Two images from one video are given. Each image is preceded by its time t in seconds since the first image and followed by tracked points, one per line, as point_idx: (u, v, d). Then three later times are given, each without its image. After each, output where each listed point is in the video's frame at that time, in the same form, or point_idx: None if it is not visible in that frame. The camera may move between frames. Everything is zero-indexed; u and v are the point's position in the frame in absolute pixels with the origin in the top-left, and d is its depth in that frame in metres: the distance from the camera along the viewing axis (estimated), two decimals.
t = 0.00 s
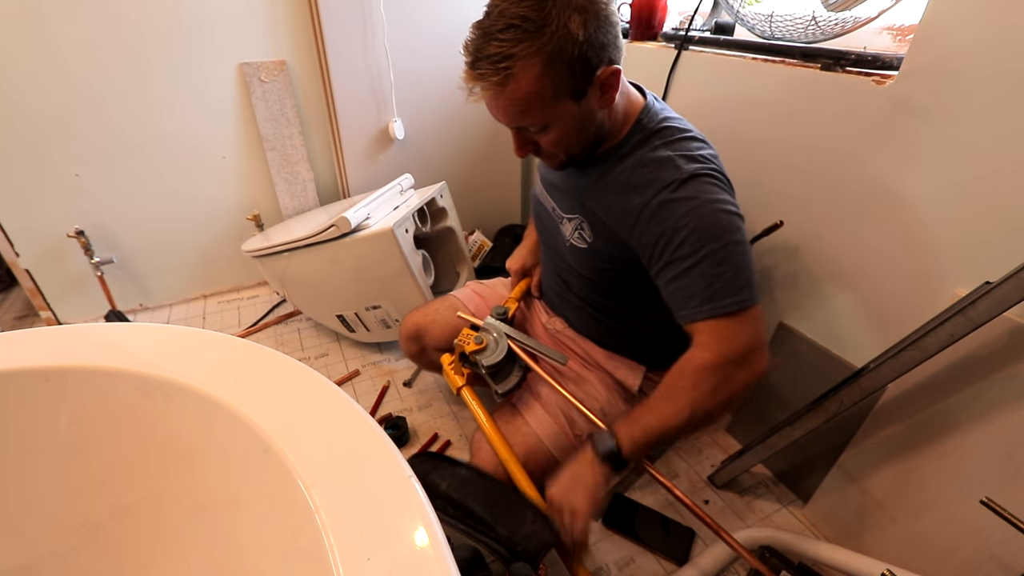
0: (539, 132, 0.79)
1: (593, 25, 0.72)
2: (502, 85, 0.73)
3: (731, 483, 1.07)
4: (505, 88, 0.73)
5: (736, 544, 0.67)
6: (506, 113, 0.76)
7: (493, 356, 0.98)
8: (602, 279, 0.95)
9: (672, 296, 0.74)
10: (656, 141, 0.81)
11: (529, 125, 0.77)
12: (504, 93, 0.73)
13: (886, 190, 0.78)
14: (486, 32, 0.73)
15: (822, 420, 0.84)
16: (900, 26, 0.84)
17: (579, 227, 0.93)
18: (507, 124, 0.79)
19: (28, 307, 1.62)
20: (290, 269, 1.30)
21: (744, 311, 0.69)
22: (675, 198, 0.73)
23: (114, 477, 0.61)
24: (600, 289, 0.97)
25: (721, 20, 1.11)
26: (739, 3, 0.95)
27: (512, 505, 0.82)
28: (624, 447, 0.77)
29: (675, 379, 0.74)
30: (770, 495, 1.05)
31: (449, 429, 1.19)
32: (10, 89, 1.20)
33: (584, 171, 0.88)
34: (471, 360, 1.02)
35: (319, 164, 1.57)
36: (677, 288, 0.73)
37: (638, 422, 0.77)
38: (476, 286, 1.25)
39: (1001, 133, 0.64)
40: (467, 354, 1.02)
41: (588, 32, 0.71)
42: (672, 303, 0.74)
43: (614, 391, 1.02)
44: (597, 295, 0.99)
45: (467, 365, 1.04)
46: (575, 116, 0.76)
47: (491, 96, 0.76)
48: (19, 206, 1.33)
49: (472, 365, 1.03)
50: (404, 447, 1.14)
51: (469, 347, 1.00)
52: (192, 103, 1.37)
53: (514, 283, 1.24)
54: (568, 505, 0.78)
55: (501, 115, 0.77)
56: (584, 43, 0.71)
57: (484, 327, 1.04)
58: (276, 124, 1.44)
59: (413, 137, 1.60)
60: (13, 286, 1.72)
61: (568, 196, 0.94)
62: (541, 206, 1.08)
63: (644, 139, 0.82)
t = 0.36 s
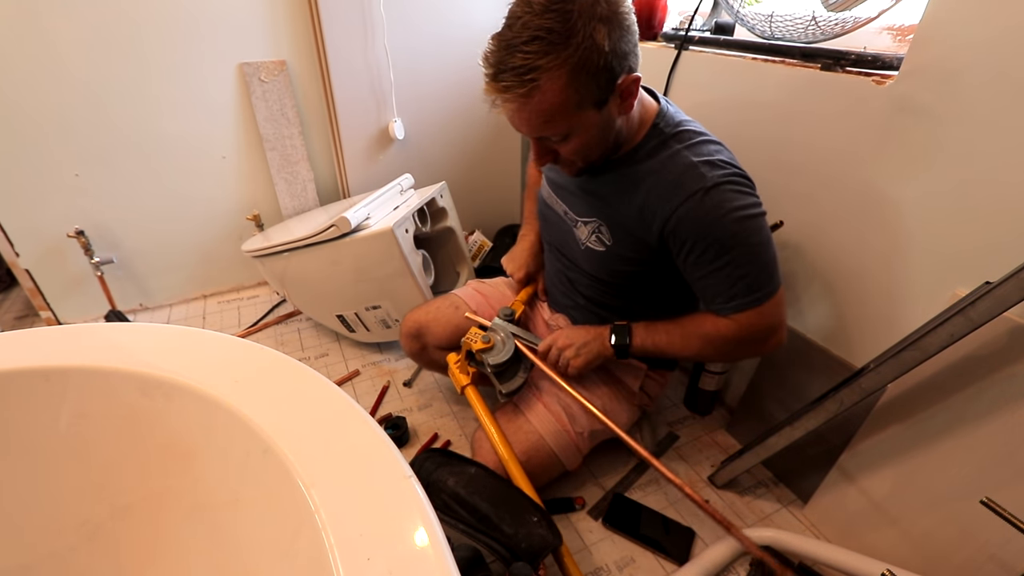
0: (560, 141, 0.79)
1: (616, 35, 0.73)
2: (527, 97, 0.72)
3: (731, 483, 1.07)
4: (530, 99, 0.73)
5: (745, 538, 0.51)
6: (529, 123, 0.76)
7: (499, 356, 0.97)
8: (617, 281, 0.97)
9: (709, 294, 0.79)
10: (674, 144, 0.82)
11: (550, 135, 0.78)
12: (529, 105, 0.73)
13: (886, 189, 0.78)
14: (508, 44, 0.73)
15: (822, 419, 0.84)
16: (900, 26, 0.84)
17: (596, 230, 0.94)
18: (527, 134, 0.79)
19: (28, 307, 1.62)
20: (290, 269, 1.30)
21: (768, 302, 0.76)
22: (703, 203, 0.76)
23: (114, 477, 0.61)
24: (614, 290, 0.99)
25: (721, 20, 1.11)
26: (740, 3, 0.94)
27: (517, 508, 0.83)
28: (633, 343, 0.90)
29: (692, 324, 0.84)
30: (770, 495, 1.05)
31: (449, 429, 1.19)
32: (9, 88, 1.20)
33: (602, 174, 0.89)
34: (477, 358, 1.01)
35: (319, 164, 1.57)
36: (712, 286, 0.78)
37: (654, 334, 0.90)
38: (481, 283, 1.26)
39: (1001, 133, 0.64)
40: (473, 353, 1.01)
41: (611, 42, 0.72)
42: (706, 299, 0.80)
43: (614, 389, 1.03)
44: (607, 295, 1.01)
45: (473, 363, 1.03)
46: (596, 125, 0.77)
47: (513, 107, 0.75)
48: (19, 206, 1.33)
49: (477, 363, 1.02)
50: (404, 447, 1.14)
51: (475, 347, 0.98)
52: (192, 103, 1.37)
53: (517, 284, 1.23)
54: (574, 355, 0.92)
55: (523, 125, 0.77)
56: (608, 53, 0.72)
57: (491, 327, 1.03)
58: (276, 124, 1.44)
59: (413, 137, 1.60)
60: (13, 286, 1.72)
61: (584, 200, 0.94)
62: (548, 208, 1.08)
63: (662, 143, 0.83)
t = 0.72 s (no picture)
0: (571, 141, 0.79)
1: (629, 35, 0.73)
2: (542, 97, 0.72)
3: (731, 483, 1.07)
4: (545, 100, 0.72)
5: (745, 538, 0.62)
6: (542, 123, 0.76)
7: (495, 357, 0.97)
8: (619, 278, 0.97)
9: (710, 292, 0.79)
10: (678, 142, 0.83)
11: (561, 135, 0.77)
12: (543, 105, 0.73)
13: (886, 189, 0.78)
14: (524, 43, 0.73)
15: (822, 419, 0.84)
16: (900, 26, 0.84)
17: (599, 226, 0.94)
18: (538, 133, 0.79)
19: (28, 307, 1.62)
20: (290, 269, 1.30)
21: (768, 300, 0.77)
22: (707, 201, 0.76)
23: (114, 477, 0.61)
24: (616, 288, 0.99)
25: (721, 20, 1.11)
26: (739, 3, 0.94)
27: (517, 508, 0.83)
28: (636, 351, 0.91)
29: (692, 326, 0.84)
30: (770, 495, 1.05)
31: (449, 429, 1.19)
32: (9, 88, 1.20)
33: (607, 172, 0.89)
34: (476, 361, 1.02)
35: (319, 164, 1.57)
36: (715, 285, 0.78)
37: (655, 341, 0.90)
38: (481, 283, 1.25)
39: (1000, 133, 0.64)
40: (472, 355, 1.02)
41: (625, 43, 0.72)
42: (709, 297, 0.80)
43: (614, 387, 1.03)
44: (608, 294, 1.01)
45: (472, 365, 1.04)
46: (607, 125, 0.77)
47: (526, 106, 0.75)
48: (19, 206, 1.33)
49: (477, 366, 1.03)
50: (404, 447, 1.14)
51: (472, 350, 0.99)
52: (192, 103, 1.37)
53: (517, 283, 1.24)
54: (576, 360, 0.92)
55: (535, 125, 0.77)
56: (621, 54, 0.72)
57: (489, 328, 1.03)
58: (276, 124, 1.44)
59: (413, 137, 1.60)
60: (14, 286, 1.72)
61: (587, 197, 0.95)
62: (551, 206, 1.09)
63: (666, 141, 0.83)
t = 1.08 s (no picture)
0: (569, 138, 0.79)
1: (628, 32, 0.73)
2: (540, 93, 0.72)
3: (731, 483, 1.07)
4: (544, 96, 0.73)
5: (752, 540, 0.69)
6: (540, 120, 0.76)
7: (499, 361, 0.97)
8: (619, 278, 0.97)
9: (713, 289, 0.79)
10: (678, 141, 0.83)
11: (560, 132, 0.78)
12: (542, 101, 0.73)
13: (886, 189, 0.78)
14: (522, 39, 0.73)
15: (822, 419, 0.84)
16: (900, 26, 0.84)
17: (599, 225, 0.94)
18: (537, 130, 0.79)
19: (28, 307, 1.62)
20: (290, 269, 1.30)
21: (775, 298, 0.75)
22: (708, 199, 0.76)
23: (114, 477, 0.61)
24: (615, 287, 0.99)
25: (721, 20, 1.11)
26: (740, 3, 0.94)
27: (516, 507, 0.83)
28: (652, 364, 0.90)
29: (705, 330, 0.84)
30: (770, 495, 1.05)
31: (449, 429, 1.19)
32: (9, 88, 1.20)
33: (606, 171, 0.89)
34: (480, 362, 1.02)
35: (319, 164, 1.57)
36: (719, 283, 0.78)
37: (670, 351, 0.88)
38: (481, 283, 1.25)
39: (1000, 133, 0.64)
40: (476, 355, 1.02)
41: (624, 39, 0.72)
42: (714, 294, 0.80)
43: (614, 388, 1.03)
44: (608, 293, 1.00)
45: (478, 368, 1.05)
46: (606, 122, 0.77)
47: (525, 103, 0.75)
48: (19, 206, 1.33)
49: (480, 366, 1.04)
50: (404, 447, 1.14)
51: (477, 351, 1.00)
52: (192, 103, 1.36)
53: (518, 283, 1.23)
54: (591, 375, 0.92)
55: (534, 121, 0.77)
56: (620, 51, 0.72)
57: (497, 332, 1.05)
58: (276, 124, 1.44)
59: (413, 137, 1.60)
60: (14, 286, 1.72)
61: (587, 196, 0.95)
62: (551, 206, 1.09)
63: (666, 140, 0.83)
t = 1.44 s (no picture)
0: (570, 134, 0.78)
1: (628, 26, 0.74)
2: (541, 86, 0.72)
3: (731, 483, 1.07)
4: (545, 89, 0.72)
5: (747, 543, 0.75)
6: (542, 114, 0.75)
7: (492, 362, 0.98)
8: (622, 277, 0.97)
9: (727, 283, 0.80)
10: (680, 139, 0.83)
11: (561, 127, 0.77)
12: (543, 94, 0.73)
13: (886, 189, 0.78)
14: (523, 33, 0.73)
15: (822, 419, 0.84)
16: (900, 27, 0.84)
17: (602, 226, 0.94)
18: (538, 125, 0.78)
19: (28, 307, 1.62)
20: (290, 269, 1.30)
21: (789, 288, 0.76)
22: (717, 194, 0.76)
23: (114, 477, 0.61)
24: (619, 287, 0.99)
25: (721, 20, 1.11)
26: (739, 3, 0.94)
27: (516, 507, 0.84)
28: (669, 355, 0.88)
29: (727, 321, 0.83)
30: (769, 495, 1.05)
31: (449, 429, 1.19)
32: (8, 88, 1.20)
33: (609, 171, 0.89)
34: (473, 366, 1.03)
35: (319, 164, 1.57)
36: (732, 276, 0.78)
37: (689, 342, 0.87)
38: (481, 283, 1.25)
39: (1000, 133, 0.64)
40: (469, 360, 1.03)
41: (625, 33, 0.73)
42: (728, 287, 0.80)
43: (615, 388, 1.03)
44: (612, 293, 1.00)
45: (471, 372, 1.05)
46: (607, 117, 0.77)
47: (526, 97, 0.75)
48: (19, 205, 1.33)
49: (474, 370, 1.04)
50: (404, 447, 1.14)
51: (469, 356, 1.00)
52: (193, 102, 1.36)
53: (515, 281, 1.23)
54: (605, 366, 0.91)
55: (535, 116, 0.77)
56: (621, 45, 0.72)
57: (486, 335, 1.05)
58: (276, 124, 1.44)
59: (413, 137, 1.60)
60: (14, 286, 1.72)
61: (590, 196, 0.95)
62: (552, 207, 1.09)
63: (668, 139, 0.83)
